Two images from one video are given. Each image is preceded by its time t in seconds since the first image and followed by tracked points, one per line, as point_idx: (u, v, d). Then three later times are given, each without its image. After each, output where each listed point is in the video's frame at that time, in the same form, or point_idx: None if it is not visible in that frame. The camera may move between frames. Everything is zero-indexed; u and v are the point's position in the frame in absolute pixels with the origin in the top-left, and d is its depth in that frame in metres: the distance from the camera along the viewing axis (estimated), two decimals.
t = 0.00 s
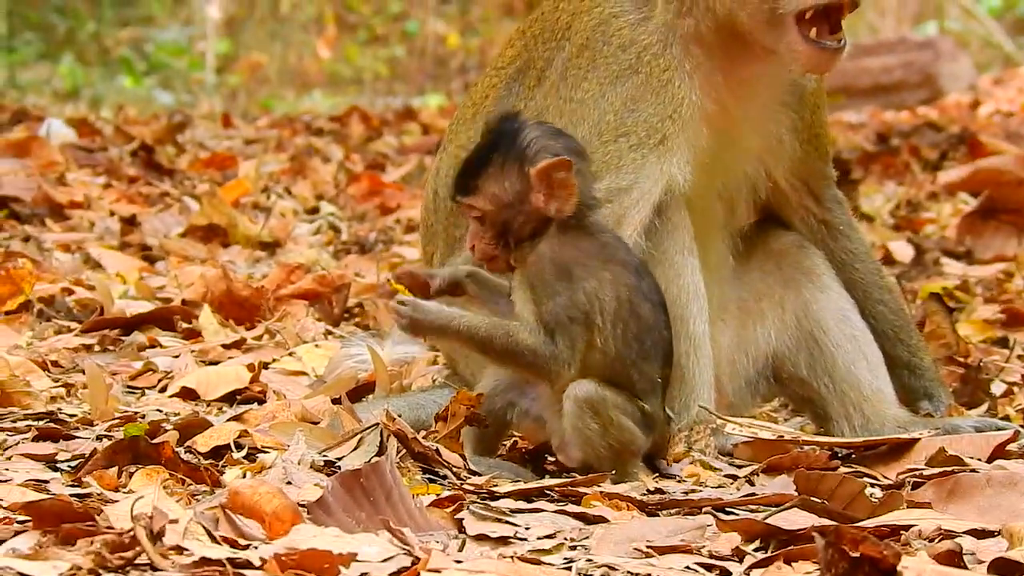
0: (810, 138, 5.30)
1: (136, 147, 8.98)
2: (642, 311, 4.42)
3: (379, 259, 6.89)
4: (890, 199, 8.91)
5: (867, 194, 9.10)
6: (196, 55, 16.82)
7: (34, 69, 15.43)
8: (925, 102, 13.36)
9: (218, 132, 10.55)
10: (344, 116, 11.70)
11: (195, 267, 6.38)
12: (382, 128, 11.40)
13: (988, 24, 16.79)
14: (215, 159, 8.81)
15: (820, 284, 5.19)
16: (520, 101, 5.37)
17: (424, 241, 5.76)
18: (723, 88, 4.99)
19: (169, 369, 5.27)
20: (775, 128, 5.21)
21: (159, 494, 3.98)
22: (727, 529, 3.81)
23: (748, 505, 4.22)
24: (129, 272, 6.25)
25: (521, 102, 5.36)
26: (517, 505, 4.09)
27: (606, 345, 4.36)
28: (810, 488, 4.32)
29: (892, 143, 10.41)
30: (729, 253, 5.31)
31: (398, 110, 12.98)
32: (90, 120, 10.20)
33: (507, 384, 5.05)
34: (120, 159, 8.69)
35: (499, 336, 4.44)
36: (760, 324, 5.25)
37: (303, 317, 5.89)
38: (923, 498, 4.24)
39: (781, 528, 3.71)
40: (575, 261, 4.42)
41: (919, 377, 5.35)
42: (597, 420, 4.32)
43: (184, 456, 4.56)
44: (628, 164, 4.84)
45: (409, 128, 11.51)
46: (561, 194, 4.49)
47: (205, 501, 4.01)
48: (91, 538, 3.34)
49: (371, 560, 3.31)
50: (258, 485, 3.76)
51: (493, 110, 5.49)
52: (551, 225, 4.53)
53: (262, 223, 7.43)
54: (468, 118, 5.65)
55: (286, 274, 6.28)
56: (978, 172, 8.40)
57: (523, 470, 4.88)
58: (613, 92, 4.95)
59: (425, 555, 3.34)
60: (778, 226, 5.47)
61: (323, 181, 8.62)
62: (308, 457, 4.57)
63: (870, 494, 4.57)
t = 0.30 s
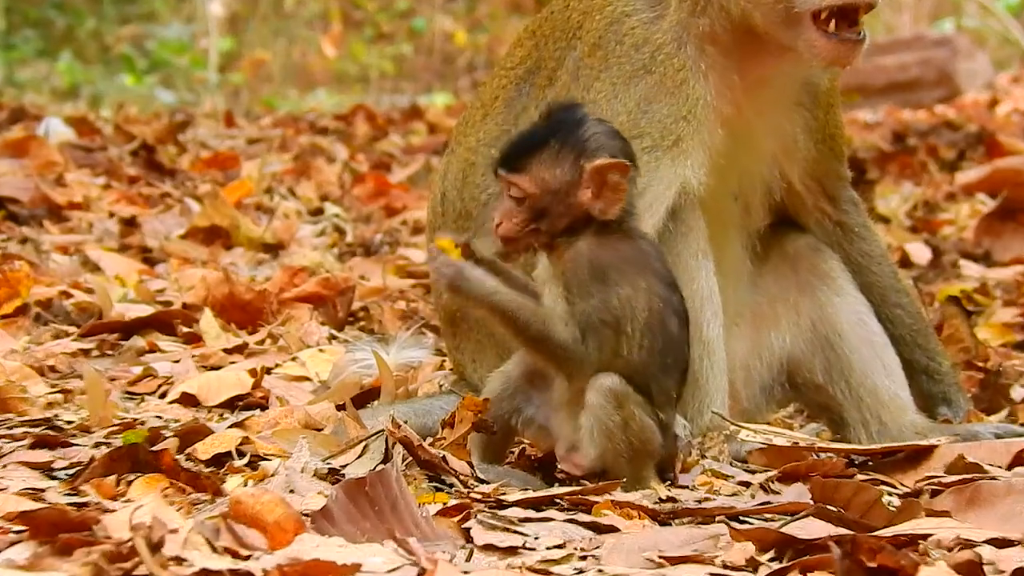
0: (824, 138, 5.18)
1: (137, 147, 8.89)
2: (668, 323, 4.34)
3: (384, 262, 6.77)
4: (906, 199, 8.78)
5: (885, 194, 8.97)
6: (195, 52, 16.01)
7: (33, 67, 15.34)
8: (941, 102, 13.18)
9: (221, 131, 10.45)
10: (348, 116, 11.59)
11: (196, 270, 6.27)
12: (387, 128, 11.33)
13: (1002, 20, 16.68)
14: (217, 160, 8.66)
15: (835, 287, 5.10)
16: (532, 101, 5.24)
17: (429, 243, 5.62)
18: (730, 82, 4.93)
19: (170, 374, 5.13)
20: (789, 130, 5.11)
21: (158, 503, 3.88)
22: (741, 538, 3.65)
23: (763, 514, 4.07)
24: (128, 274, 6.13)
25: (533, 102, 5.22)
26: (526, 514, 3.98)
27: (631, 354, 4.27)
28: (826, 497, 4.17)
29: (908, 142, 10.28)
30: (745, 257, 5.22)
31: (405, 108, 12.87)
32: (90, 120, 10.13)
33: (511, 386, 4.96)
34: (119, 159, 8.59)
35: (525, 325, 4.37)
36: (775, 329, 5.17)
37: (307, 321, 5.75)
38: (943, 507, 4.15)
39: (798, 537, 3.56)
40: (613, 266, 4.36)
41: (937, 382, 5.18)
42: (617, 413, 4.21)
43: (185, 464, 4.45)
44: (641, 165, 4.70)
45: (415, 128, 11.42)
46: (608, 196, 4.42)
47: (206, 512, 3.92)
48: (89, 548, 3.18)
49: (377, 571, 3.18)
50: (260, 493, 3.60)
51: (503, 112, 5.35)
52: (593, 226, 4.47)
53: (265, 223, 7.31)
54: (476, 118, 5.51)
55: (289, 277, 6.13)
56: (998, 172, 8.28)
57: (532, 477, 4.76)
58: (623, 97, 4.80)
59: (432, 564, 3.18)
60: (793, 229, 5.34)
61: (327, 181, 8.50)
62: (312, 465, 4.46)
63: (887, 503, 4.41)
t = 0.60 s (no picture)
0: (877, 119, 4.62)
1: (84, 130, 8.14)
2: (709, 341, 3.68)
3: (374, 266, 6.07)
4: (980, 194, 7.88)
5: (955, 187, 8.17)
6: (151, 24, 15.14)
7: None
8: (1020, 80, 11.84)
9: (181, 113, 9.68)
10: (331, 96, 10.84)
11: (153, 274, 5.57)
12: (375, 109, 10.57)
13: None
14: (177, 147, 8.00)
15: (894, 296, 4.40)
16: (552, 77, 4.58)
17: (422, 245, 4.95)
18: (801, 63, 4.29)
19: (122, 396, 4.41)
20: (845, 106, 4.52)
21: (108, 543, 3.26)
22: None
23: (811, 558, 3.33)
24: (74, 279, 5.42)
25: (554, 78, 4.57)
26: (537, 558, 3.27)
27: (670, 373, 3.60)
28: (884, 538, 3.46)
29: (984, 129, 9.48)
30: (789, 257, 4.58)
31: (397, 86, 12.11)
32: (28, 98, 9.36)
33: (518, 411, 4.16)
34: (65, 144, 7.86)
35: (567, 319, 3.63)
36: (824, 345, 4.50)
37: (283, 334, 5.02)
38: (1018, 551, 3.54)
39: None
40: (651, 270, 3.69)
41: (1018, 403, 4.59)
42: (644, 439, 3.51)
43: (140, 499, 3.76)
44: (691, 150, 4.16)
45: (408, 110, 10.67)
46: (634, 192, 3.73)
47: (166, 553, 3.26)
48: None
49: None
50: (227, 533, 3.01)
51: (514, 91, 4.69)
52: (618, 224, 3.80)
53: (234, 222, 6.61)
54: (479, 97, 4.86)
55: (263, 282, 5.46)
56: None
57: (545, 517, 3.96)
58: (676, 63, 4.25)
59: None
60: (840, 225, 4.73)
61: (307, 171, 7.76)
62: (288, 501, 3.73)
63: (956, 546, 3.74)
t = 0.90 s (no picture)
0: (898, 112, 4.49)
1: (43, 113, 7.79)
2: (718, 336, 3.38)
3: (355, 261, 5.85)
4: (1006, 186, 7.49)
5: (978, 178, 7.86)
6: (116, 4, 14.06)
7: None
8: None
9: (149, 96, 9.32)
10: (311, 77, 10.47)
11: (119, 270, 5.32)
12: (356, 91, 10.27)
13: None
14: (144, 132, 7.68)
15: (911, 296, 4.24)
16: (606, 39, 4.29)
17: (421, 235, 4.55)
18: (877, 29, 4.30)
19: (88, 399, 4.14)
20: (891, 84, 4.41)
21: (74, 553, 3.01)
22: None
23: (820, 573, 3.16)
24: (35, 274, 5.14)
25: (618, 31, 4.29)
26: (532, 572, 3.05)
27: (679, 369, 3.28)
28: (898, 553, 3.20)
29: (1009, 116, 9.19)
30: (807, 249, 4.39)
31: (380, 69, 11.75)
32: None
33: (512, 414, 3.66)
34: (24, 129, 7.53)
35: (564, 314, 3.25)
36: (837, 348, 4.30)
37: (258, 334, 4.80)
38: None
39: None
40: (649, 256, 3.34)
41: None
42: (643, 444, 3.22)
43: (104, 510, 3.47)
44: (763, 108, 4.11)
45: (391, 94, 10.39)
46: (607, 172, 3.40)
47: (136, 566, 3.03)
48: None
49: None
50: (200, 545, 2.76)
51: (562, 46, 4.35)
52: (595, 212, 3.45)
53: (205, 213, 6.35)
54: (504, 62, 4.46)
55: (237, 278, 5.21)
56: None
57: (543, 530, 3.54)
58: (797, 5, 4.13)
59: None
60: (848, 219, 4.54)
61: (284, 159, 7.47)
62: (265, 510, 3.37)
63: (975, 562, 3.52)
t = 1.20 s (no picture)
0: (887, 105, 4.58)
1: (31, 106, 7.83)
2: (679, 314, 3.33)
3: (341, 253, 5.87)
4: (991, 176, 7.43)
5: (963, 169, 7.78)
6: None
7: None
8: None
9: (135, 88, 9.33)
10: (296, 70, 10.46)
11: (104, 262, 5.35)
12: (343, 83, 10.29)
13: None
14: (131, 125, 7.69)
15: (898, 287, 4.30)
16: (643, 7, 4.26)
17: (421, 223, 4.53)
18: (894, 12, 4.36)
19: (73, 392, 4.15)
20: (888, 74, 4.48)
21: (59, 546, 3.01)
22: None
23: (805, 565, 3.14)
24: (20, 267, 5.21)
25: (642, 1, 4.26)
26: (516, 565, 3.04)
27: (644, 344, 3.26)
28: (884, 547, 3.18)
29: (995, 108, 9.15)
30: (806, 232, 4.38)
31: (367, 61, 11.74)
32: None
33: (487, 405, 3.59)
34: (9, 120, 7.54)
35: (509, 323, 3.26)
36: (825, 339, 4.30)
37: (244, 326, 4.81)
38: None
39: None
40: (595, 236, 3.29)
41: None
42: (618, 443, 3.23)
43: (91, 502, 3.45)
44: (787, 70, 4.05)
45: (378, 85, 10.40)
46: (527, 160, 3.37)
47: (122, 557, 3.01)
48: None
49: None
50: (186, 537, 2.74)
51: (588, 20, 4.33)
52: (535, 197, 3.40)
53: (190, 206, 6.38)
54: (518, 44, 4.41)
55: (222, 271, 5.26)
56: None
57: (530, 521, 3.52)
58: None
59: None
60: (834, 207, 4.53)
61: (270, 151, 7.49)
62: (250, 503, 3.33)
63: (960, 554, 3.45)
